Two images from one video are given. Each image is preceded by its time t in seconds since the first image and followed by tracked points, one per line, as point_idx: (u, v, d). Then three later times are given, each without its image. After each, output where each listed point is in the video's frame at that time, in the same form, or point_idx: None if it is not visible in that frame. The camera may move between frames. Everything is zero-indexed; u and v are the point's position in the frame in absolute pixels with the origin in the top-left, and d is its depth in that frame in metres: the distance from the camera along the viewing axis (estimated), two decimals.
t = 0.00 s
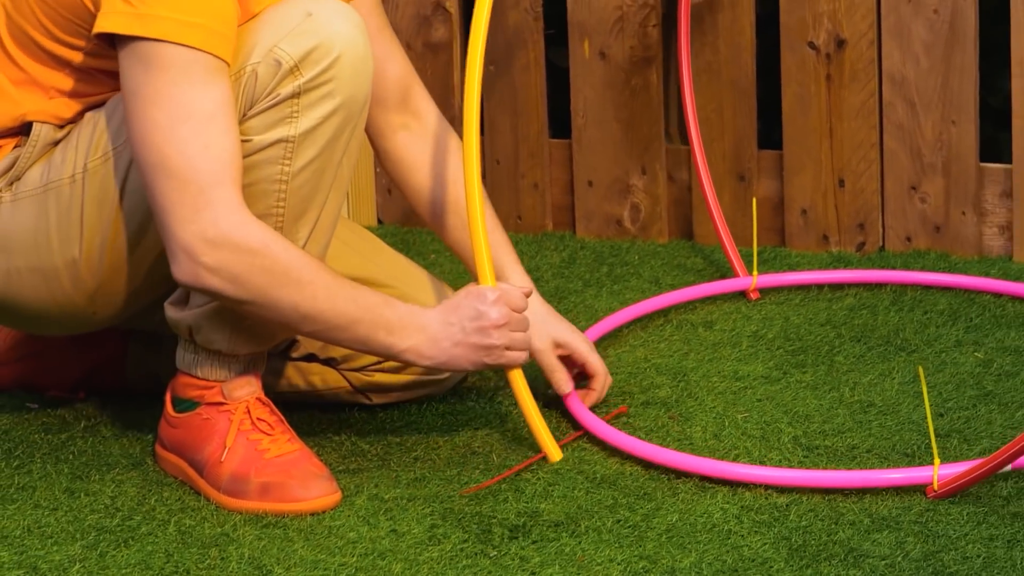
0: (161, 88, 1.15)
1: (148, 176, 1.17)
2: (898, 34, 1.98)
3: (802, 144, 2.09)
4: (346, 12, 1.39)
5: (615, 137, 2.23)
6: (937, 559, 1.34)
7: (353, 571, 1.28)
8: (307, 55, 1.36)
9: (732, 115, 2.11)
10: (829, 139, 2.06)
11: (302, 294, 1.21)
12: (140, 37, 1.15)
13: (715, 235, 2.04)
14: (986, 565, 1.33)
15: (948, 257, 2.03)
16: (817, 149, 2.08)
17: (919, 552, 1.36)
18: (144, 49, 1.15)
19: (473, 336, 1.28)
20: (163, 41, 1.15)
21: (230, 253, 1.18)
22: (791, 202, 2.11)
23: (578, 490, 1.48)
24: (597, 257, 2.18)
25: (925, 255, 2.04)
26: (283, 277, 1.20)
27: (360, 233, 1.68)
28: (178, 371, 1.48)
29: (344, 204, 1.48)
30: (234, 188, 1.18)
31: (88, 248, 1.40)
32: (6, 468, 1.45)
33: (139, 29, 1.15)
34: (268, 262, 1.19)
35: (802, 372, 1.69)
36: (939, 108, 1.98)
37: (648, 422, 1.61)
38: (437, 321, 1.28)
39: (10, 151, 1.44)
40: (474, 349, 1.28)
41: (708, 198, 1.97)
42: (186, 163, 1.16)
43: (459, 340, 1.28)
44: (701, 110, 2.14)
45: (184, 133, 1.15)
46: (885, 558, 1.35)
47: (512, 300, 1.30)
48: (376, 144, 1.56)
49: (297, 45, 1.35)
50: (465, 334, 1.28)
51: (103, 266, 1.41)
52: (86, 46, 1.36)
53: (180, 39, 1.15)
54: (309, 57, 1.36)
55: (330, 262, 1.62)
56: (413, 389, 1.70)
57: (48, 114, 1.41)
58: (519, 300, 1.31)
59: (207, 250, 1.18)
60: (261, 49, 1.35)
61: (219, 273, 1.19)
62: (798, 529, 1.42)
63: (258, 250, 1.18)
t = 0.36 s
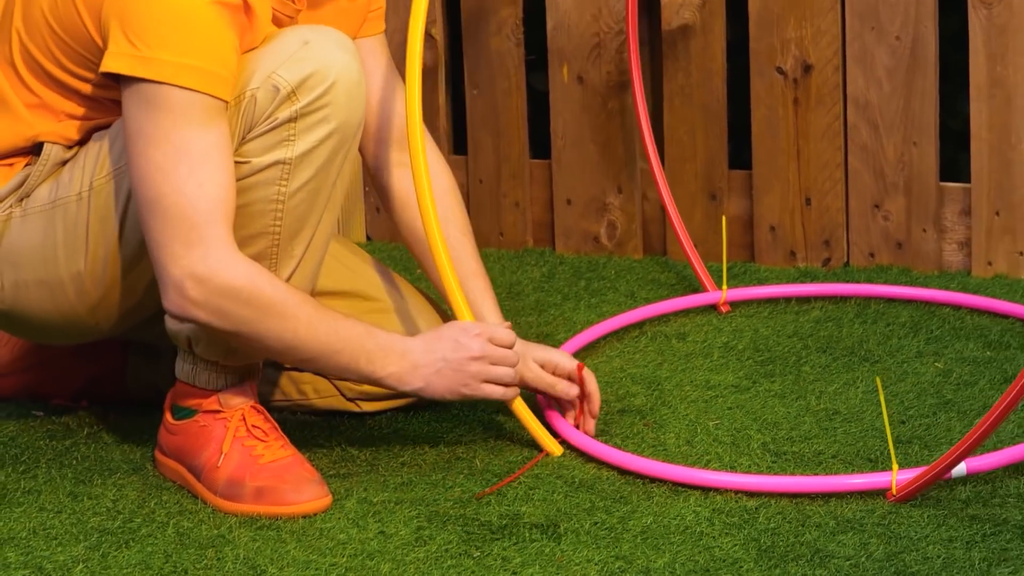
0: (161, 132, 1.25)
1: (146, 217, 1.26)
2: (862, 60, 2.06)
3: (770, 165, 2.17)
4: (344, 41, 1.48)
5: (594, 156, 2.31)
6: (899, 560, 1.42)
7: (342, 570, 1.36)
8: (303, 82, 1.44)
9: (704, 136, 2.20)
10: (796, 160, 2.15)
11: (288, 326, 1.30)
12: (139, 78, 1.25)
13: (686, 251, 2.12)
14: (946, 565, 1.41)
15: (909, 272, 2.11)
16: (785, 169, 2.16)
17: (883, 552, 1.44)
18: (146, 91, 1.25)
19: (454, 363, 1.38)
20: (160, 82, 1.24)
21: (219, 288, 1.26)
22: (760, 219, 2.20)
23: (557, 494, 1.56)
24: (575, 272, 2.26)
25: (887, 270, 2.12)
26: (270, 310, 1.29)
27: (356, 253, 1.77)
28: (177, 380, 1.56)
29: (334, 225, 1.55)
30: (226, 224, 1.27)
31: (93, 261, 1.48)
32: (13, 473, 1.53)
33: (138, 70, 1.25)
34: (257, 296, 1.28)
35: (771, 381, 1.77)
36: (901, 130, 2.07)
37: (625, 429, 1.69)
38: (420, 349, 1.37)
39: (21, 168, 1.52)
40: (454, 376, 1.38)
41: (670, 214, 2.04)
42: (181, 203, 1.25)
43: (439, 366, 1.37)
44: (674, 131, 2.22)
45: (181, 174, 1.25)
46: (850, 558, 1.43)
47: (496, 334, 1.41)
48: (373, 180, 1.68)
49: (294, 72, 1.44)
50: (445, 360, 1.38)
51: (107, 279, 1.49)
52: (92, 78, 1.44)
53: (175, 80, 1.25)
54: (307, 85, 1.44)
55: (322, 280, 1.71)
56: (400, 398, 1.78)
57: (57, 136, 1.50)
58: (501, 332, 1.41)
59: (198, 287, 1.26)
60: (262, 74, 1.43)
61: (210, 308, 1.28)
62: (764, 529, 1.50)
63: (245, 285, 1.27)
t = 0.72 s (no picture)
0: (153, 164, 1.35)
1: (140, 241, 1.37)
2: (823, 87, 2.16)
3: (735, 188, 2.27)
4: (327, 69, 1.57)
5: (570, 177, 2.41)
6: (858, 560, 1.51)
7: (332, 570, 1.45)
8: (290, 107, 1.53)
9: (672, 158, 2.29)
10: (760, 183, 2.25)
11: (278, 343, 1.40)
12: (128, 109, 1.34)
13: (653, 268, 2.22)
14: (901, 565, 1.50)
15: (867, 288, 2.21)
16: (749, 191, 2.26)
17: (842, 553, 1.53)
18: (137, 127, 1.35)
19: (441, 394, 1.45)
20: (149, 114, 1.34)
21: (209, 308, 1.37)
22: (726, 238, 2.30)
23: (535, 498, 1.65)
24: (552, 288, 2.36)
25: (846, 286, 2.22)
26: (259, 329, 1.39)
27: (339, 267, 1.86)
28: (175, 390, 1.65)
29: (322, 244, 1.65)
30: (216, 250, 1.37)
31: (94, 280, 1.57)
32: (20, 478, 1.61)
33: (128, 103, 1.34)
34: (245, 315, 1.38)
35: (736, 391, 1.87)
36: (859, 154, 2.17)
37: (599, 437, 1.78)
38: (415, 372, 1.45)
39: (25, 193, 1.62)
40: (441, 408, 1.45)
41: (640, 231, 2.13)
42: (173, 230, 1.35)
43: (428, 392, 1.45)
44: (645, 155, 2.32)
45: (172, 203, 1.35)
46: (811, 559, 1.52)
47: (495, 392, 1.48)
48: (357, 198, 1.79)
49: (281, 98, 1.53)
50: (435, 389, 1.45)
51: (108, 296, 1.58)
52: (90, 108, 1.54)
53: (162, 112, 1.34)
54: (294, 111, 1.54)
55: (311, 294, 1.80)
56: (387, 407, 1.87)
57: (58, 162, 1.59)
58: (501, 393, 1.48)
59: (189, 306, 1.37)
60: (251, 99, 1.52)
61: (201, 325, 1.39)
62: (729, 531, 1.59)
63: (235, 306, 1.38)
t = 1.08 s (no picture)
0: (158, 183, 1.47)
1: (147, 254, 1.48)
2: (782, 116, 2.28)
3: (700, 210, 2.39)
4: (313, 97, 1.68)
5: (545, 200, 2.52)
6: (815, 561, 1.62)
7: (320, 569, 1.55)
8: (278, 134, 1.65)
9: (642, 182, 2.41)
10: (723, 207, 2.37)
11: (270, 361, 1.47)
12: (130, 131, 1.45)
13: (622, 286, 2.34)
14: (855, 565, 1.61)
15: (823, 305, 2.33)
16: (713, 214, 2.38)
17: (800, 554, 1.64)
18: (139, 147, 1.46)
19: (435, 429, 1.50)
20: (149, 134, 1.45)
21: (208, 319, 1.47)
22: (692, 258, 2.41)
23: (511, 502, 1.76)
24: (527, 305, 2.48)
25: (804, 303, 2.34)
26: (251, 339, 1.47)
27: (328, 285, 1.97)
28: (172, 402, 1.76)
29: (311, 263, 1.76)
30: (213, 266, 1.46)
31: (96, 297, 1.67)
32: (28, 484, 1.71)
33: (130, 125, 1.46)
34: (239, 329, 1.47)
35: (701, 402, 1.98)
36: (816, 179, 2.29)
37: (570, 445, 1.89)
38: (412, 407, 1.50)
39: (29, 217, 1.71)
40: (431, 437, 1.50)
41: (612, 250, 2.25)
42: (174, 244, 1.46)
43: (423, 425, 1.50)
44: (614, 180, 2.44)
45: (173, 219, 1.46)
46: (771, 559, 1.63)
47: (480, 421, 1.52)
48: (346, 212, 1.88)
49: (270, 126, 1.64)
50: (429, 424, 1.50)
51: (110, 312, 1.68)
52: (92, 133, 1.64)
53: (161, 131, 1.45)
54: (281, 137, 1.65)
55: (301, 309, 1.91)
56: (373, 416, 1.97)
57: (61, 186, 1.69)
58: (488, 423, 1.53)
59: (190, 315, 1.48)
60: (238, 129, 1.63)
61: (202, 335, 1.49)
62: (692, 533, 1.70)
63: (231, 318, 1.47)
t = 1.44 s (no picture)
0: (181, 213, 1.65)
1: (174, 281, 1.66)
2: (740, 145, 2.42)
3: (663, 234, 2.53)
4: (308, 129, 1.83)
5: (518, 223, 2.66)
6: (771, 561, 1.75)
7: (309, 569, 1.68)
8: (276, 162, 1.79)
9: (610, 206, 2.55)
10: (685, 232, 2.51)
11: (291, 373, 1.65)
12: (144, 164, 1.63)
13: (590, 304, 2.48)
14: (809, 565, 1.74)
15: (779, 322, 2.47)
16: (675, 237, 2.51)
17: (757, 555, 1.77)
18: (160, 180, 1.64)
19: (441, 428, 1.70)
20: (163, 166, 1.63)
21: (234, 336, 1.65)
22: (656, 278, 2.55)
23: (487, 506, 1.89)
24: (502, 322, 2.61)
25: (761, 320, 2.49)
26: (275, 354, 1.65)
27: (319, 303, 2.08)
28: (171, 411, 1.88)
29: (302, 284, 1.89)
30: (237, 288, 1.65)
31: (103, 315, 1.80)
32: (35, 489, 1.83)
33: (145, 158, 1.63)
34: (262, 343, 1.65)
35: (664, 413, 2.12)
36: (773, 205, 2.43)
37: (542, 453, 2.02)
38: (415, 414, 1.70)
39: (40, 239, 1.85)
40: (437, 441, 1.71)
41: (582, 271, 2.38)
42: (201, 268, 1.64)
43: (429, 428, 1.70)
44: (584, 206, 2.57)
45: (198, 245, 1.64)
46: (730, 560, 1.76)
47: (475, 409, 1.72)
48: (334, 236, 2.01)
49: (269, 155, 1.78)
50: (433, 424, 1.71)
51: (115, 328, 1.81)
52: (104, 163, 1.79)
53: (174, 162, 1.63)
54: (281, 166, 1.79)
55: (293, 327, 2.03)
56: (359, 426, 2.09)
57: (72, 212, 1.84)
58: (483, 409, 1.73)
59: (219, 334, 1.65)
60: (239, 156, 1.77)
61: (229, 351, 1.66)
62: (655, 534, 1.83)
63: (255, 335, 1.64)
